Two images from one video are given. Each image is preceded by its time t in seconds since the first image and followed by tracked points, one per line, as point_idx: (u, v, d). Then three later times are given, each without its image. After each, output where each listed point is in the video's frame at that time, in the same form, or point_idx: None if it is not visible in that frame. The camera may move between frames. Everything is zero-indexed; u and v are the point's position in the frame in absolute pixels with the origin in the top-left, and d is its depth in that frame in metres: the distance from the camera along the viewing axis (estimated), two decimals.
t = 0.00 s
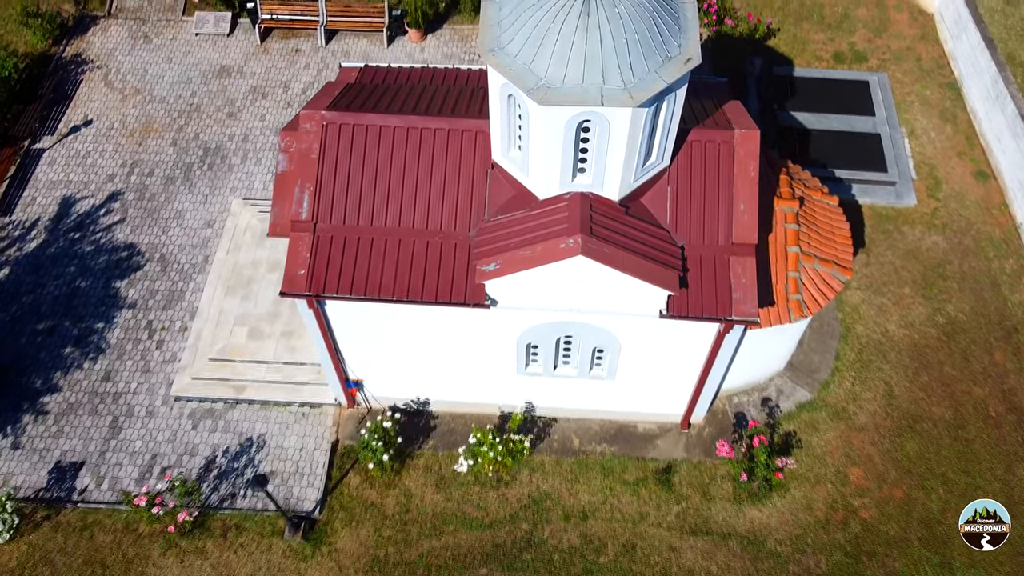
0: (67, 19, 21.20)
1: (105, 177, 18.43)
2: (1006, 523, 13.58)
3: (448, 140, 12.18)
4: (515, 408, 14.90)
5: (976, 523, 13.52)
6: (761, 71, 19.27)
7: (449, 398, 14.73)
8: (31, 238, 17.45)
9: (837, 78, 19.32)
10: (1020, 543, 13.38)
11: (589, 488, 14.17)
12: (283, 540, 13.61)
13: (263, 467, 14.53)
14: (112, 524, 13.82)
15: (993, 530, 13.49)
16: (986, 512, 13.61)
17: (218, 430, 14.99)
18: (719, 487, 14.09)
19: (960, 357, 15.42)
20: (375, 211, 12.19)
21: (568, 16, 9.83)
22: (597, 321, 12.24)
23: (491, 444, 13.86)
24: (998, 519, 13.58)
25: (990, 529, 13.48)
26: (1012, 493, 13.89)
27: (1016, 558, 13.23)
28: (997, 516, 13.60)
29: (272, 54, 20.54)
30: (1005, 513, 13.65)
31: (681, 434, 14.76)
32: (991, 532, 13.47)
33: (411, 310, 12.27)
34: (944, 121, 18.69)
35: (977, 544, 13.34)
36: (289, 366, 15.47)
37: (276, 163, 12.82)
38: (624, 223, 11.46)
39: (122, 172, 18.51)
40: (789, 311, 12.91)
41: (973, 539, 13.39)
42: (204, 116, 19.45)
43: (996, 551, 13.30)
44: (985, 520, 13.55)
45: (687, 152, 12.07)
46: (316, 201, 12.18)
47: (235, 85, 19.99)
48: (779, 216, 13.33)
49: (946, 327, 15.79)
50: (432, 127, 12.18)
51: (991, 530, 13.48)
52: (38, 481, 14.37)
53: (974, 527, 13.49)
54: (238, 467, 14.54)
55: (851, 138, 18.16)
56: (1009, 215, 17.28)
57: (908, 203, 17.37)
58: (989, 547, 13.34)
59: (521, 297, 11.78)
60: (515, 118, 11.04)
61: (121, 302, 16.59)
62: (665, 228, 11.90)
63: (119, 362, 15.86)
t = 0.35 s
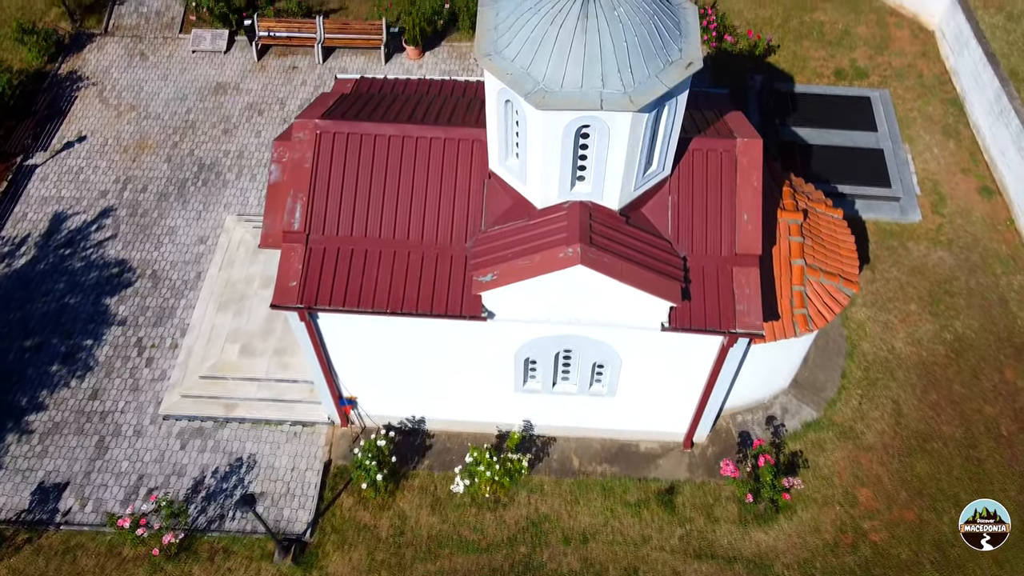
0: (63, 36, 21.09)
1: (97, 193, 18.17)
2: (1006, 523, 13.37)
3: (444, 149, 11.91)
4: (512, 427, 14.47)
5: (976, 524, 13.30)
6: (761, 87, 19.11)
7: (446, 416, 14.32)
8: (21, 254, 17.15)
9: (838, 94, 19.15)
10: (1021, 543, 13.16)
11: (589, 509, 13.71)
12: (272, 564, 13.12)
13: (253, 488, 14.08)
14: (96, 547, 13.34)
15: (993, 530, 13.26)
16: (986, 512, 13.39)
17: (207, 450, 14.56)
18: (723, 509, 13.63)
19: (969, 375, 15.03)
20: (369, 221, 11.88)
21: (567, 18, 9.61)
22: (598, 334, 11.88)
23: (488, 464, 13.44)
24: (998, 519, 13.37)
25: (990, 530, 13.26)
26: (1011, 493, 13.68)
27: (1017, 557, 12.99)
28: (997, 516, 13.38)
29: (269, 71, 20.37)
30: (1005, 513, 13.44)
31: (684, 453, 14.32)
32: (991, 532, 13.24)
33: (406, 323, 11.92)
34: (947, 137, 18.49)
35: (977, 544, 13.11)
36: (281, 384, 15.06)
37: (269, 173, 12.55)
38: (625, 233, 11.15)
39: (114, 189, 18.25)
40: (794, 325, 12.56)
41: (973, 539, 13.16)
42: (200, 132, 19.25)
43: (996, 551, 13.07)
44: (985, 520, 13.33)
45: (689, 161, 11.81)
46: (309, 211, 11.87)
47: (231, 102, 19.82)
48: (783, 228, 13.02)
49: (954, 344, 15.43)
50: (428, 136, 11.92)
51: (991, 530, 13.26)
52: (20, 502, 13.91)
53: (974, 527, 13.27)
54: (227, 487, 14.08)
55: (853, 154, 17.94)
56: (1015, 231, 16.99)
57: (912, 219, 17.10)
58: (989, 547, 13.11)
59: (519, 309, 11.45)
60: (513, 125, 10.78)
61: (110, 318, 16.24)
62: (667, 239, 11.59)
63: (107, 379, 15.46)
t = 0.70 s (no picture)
0: (61, 54, 21.03)
1: (92, 209, 17.96)
2: (1005, 523, 13.17)
3: (442, 159, 11.70)
4: (512, 445, 14.11)
5: (975, 523, 13.10)
6: (762, 104, 18.99)
7: (444, 435, 13.96)
8: (13, 271, 16.89)
9: (840, 111, 19.02)
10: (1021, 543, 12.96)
11: (591, 530, 13.31)
12: None
13: (245, 508, 13.68)
14: (81, 569, 12.91)
15: (992, 529, 13.06)
16: (986, 512, 13.19)
17: (198, 469, 14.18)
18: (729, 530, 13.23)
19: (979, 393, 14.70)
20: (365, 233, 11.63)
21: (567, 23, 9.44)
22: (600, 348, 11.58)
23: (487, 483, 13.07)
24: (998, 519, 13.16)
25: (990, 529, 13.05)
26: (1010, 493, 13.50)
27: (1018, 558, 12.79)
28: (997, 516, 13.18)
29: (267, 89, 20.25)
30: (1005, 513, 13.25)
31: (688, 473, 13.95)
32: (991, 532, 13.04)
33: (403, 337, 11.62)
34: (951, 153, 18.32)
35: (977, 543, 12.92)
36: (275, 403, 14.66)
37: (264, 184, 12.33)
38: (627, 243, 10.90)
39: (109, 205, 18.04)
40: (801, 340, 12.28)
41: (973, 539, 12.97)
42: (197, 148, 19.09)
43: (995, 551, 12.87)
44: (985, 520, 13.12)
45: (692, 171, 11.60)
46: (304, 222, 11.62)
47: (228, 119, 19.68)
48: (788, 241, 12.79)
49: (963, 361, 15.12)
50: (426, 146, 11.72)
51: (991, 530, 13.06)
52: (4, 523, 13.50)
53: (975, 526, 13.07)
54: (218, 508, 13.68)
55: (857, 170, 17.76)
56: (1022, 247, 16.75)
57: (917, 235, 16.87)
58: (989, 547, 12.91)
59: (518, 321, 11.17)
60: (512, 133, 10.57)
61: (102, 335, 15.95)
62: (670, 250, 11.33)
63: (97, 397, 15.13)
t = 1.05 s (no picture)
0: (60, 72, 20.96)
1: (87, 226, 17.73)
2: (1005, 523, 12.96)
3: (441, 168, 11.48)
4: (512, 464, 13.72)
5: (975, 523, 12.90)
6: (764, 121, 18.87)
7: (442, 453, 13.58)
8: (5, 287, 16.63)
9: (843, 128, 18.88)
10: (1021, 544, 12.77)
11: (594, 551, 12.88)
12: None
13: (237, 529, 13.27)
14: None
15: (992, 530, 12.86)
16: (986, 512, 12.97)
17: (189, 489, 13.77)
18: (737, 551, 12.80)
19: (991, 410, 14.35)
20: (362, 242, 11.36)
21: (568, 25, 9.26)
22: (602, 361, 11.27)
23: (486, 502, 12.67)
24: (998, 519, 12.95)
25: (990, 529, 12.86)
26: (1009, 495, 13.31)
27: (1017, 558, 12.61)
28: (997, 516, 12.97)
29: (266, 107, 20.13)
30: (1005, 512, 13.04)
31: (693, 492, 13.55)
32: (991, 532, 12.85)
33: (400, 350, 11.31)
34: (955, 170, 18.14)
35: (977, 543, 12.73)
36: (270, 420, 14.31)
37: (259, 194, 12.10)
38: (630, 252, 10.63)
39: (105, 221, 17.82)
40: (808, 353, 12.00)
41: (973, 539, 12.78)
42: (194, 165, 18.92)
43: (996, 552, 12.69)
44: (985, 520, 12.92)
45: (696, 180, 11.37)
46: (300, 231, 11.36)
47: (226, 136, 19.53)
48: (794, 252, 12.55)
49: (973, 378, 14.79)
50: (424, 154, 11.51)
51: (991, 530, 12.86)
52: None
53: (975, 527, 12.87)
54: (209, 529, 13.26)
55: (861, 186, 17.56)
56: None
57: (924, 250, 16.63)
58: (988, 547, 12.73)
59: (519, 333, 10.87)
60: (512, 138, 10.35)
61: (94, 352, 15.63)
62: (674, 260, 11.06)
63: (87, 416, 14.77)
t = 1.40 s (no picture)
0: (58, 90, 20.88)
1: (81, 241, 17.50)
2: (1005, 523, 12.77)
3: (440, 175, 11.27)
4: (512, 481, 13.34)
5: (975, 523, 12.71)
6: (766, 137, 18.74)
7: (441, 470, 13.21)
8: None
9: (846, 144, 18.74)
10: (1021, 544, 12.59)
11: (597, 572, 12.47)
12: None
13: (228, 549, 12.86)
14: None
15: (993, 530, 12.66)
16: (986, 512, 12.77)
17: (180, 507, 13.38)
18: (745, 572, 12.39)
19: (1003, 427, 14.00)
20: (359, 251, 11.11)
21: (570, 26, 9.09)
22: (606, 372, 10.97)
23: (486, 520, 12.28)
24: (998, 519, 12.75)
25: (990, 529, 12.66)
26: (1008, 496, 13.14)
27: (1017, 558, 12.43)
28: (997, 516, 12.76)
29: (265, 123, 20.00)
30: (1005, 512, 12.84)
31: (699, 511, 13.16)
32: (991, 532, 12.65)
33: (398, 360, 11.01)
34: (960, 186, 17.95)
35: (977, 544, 12.55)
36: (264, 437, 13.96)
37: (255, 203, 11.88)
38: (633, 260, 10.38)
39: (99, 237, 17.59)
40: (817, 365, 11.65)
41: (972, 539, 12.60)
42: (191, 181, 18.75)
43: (996, 552, 12.50)
44: (985, 520, 12.72)
45: (700, 187, 11.16)
46: (295, 239, 11.12)
47: (225, 152, 19.38)
48: (800, 263, 12.31)
49: (984, 394, 14.46)
50: (423, 161, 11.31)
51: (992, 530, 12.66)
52: None
53: (975, 526, 12.68)
54: (200, 548, 12.86)
55: (865, 201, 17.36)
56: None
57: (930, 265, 16.39)
58: (989, 547, 12.53)
59: (520, 342, 10.58)
60: (513, 143, 10.15)
61: (85, 368, 15.32)
62: (678, 268, 10.81)
63: (77, 432, 14.41)
